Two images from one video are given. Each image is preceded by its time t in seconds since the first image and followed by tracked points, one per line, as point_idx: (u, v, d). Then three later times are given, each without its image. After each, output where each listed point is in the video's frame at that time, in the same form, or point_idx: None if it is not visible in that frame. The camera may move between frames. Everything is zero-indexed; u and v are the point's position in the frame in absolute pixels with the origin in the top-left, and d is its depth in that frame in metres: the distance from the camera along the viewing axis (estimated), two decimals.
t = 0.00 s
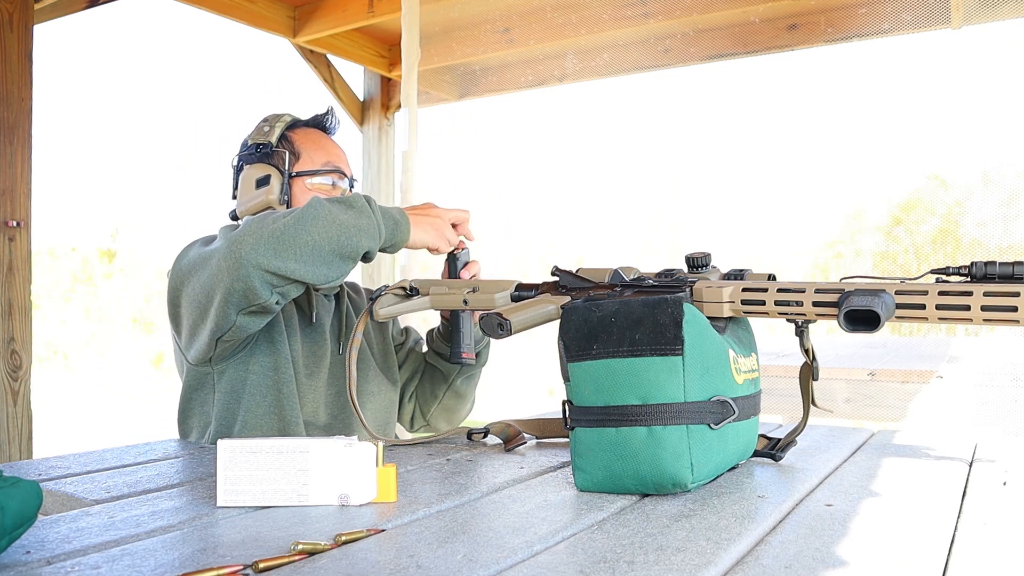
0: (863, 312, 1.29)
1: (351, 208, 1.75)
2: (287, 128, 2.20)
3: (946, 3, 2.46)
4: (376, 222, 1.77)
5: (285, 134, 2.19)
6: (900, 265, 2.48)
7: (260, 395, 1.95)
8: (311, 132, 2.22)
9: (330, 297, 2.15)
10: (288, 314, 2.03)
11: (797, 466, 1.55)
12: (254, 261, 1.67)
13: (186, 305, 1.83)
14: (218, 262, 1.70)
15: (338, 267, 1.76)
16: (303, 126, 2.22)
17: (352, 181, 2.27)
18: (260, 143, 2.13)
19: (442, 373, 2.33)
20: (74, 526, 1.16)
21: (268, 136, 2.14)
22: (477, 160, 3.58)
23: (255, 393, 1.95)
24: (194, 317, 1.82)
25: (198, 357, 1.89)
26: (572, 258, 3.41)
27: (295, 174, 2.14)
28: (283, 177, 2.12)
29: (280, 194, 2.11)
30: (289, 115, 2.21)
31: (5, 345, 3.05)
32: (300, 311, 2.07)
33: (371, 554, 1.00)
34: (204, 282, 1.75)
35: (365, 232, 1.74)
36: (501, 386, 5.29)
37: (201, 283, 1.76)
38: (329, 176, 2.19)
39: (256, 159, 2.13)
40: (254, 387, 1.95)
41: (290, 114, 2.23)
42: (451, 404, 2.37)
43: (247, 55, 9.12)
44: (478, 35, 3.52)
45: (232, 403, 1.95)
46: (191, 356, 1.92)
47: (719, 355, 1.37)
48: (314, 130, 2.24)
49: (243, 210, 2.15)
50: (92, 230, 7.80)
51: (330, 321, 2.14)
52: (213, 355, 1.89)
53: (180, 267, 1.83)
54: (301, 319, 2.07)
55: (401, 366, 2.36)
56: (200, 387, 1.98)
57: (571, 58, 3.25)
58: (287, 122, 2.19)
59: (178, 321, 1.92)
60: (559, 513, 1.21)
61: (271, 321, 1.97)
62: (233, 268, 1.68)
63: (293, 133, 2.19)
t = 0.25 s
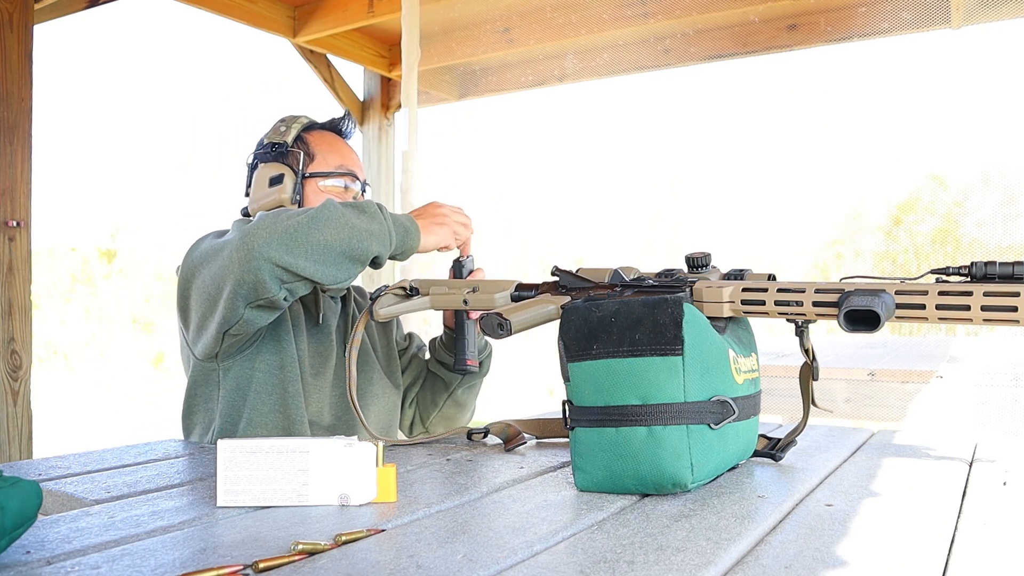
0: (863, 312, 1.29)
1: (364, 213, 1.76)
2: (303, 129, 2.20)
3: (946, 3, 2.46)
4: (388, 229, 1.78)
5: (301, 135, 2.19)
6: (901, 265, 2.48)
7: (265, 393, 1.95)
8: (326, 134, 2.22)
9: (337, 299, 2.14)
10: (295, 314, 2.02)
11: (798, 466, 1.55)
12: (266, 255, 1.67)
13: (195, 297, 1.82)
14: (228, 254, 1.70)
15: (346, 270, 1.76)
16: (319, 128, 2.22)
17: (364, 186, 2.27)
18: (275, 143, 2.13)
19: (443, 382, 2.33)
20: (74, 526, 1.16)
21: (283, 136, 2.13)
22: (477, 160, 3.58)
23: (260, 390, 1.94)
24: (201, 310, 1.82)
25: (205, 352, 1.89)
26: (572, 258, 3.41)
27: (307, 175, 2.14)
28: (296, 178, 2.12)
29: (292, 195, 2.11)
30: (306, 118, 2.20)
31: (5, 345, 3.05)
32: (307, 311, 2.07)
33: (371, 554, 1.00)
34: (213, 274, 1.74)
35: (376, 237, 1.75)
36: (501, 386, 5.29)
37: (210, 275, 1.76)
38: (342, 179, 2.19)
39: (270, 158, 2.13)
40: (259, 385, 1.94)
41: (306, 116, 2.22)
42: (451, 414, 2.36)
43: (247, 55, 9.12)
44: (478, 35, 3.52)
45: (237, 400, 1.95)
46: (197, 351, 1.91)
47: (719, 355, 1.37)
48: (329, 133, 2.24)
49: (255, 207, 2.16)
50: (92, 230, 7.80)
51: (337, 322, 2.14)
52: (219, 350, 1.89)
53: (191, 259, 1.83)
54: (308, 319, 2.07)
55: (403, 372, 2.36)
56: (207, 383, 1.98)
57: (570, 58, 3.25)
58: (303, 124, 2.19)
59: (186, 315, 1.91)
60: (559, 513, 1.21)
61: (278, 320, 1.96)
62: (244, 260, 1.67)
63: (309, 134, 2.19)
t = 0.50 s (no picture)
0: (863, 312, 1.29)
1: (378, 220, 1.77)
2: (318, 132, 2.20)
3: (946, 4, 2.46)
4: (400, 238, 1.79)
5: (315, 138, 2.18)
6: (900, 265, 2.47)
7: (270, 389, 1.95)
8: (340, 139, 2.22)
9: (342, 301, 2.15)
10: (302, 313, 2.03)
11: (797, 466, 1.55)
12: (278, 249, 1.67)
13: (205, 288, 1.82)
14: (240, 244, 1.70)
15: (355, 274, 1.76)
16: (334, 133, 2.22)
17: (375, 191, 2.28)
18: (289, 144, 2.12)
19: (445, 385, 2.34)
20: (74, 526, 1.16)
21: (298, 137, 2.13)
22: (476, 160, 3.58)
23: (266, 387, 1.94)
24: (210, 301, 1.81)
25: (212, 345, 1.89)
26: (572, 258, 3.43)
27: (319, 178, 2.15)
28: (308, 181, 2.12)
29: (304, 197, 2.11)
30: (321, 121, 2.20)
31: (5, 345, 3.05)
32: (313, 312, 2.08)
33: (371, 554, 1.00)
34: (224, 264, 1.74)
35: (388, 244, 1.76)
36: (501, 385, 5.29)
37: (221, 265, 1.75)
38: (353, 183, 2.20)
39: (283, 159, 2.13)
40: (264, 381, 1.94)
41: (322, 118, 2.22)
42: (452, 418, 2.37)
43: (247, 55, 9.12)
44: (478, 35, 3.52)
45: (242, 396, 1.94)
46: (205, 344, 1.91)
47: (719, 356, 1.37)
48: (343, 138, 2.25)
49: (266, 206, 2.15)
50: (91, 230, 7.80)
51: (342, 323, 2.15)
52: (226, 344, 1.89)
53: (204, 250, 1.83)
54: (314, 320, 2.08)
55: (407, 374, 2.36)
56: (211, 378, 1.98)
57: (570, 58, 3.25)
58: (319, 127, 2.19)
59: (195, 308, 1.91)
60: (559, 513, 1.21)
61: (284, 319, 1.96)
62: (255, 250, 1.67)
63: (324, 138, 2.20)
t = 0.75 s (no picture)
0: (863, 312, 1.29)
1: (386, 224, 1.78)
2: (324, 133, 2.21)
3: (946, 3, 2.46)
4: (406, 242, 1.79)
5: (321, 139, 2.19)
6: (900, 265, 2.46)
7: (274, 388, 1.95)
8: (345, 141, 2.23)
9: (347, 302, 2.17)
10: (306, 313, 2.03)
11: (797, 466, 1.55)
12: (284, 246, 1.67)
13: (210, 282, 1.81)
14: (247, 238, 1.70)
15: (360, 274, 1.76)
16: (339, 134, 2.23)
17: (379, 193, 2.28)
18: (295, 145, 2.13)
19: (446, 387, 2.34)
20: (73, 526, 1.16)
21: (304, 138, 2.13)
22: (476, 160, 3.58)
23: (269, 385, 1.95)
24: (215, 296, 1.81)
25: (216, 342, 1.89)
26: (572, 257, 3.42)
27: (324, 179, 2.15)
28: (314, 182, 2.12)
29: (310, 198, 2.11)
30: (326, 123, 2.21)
31: (5, 345, 3.05)
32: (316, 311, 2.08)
33: (371, 554, 1.00)
34: (230, 258, 1.74)
35: (394, 248, 1.76)
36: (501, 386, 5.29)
37: (226, 259, 1.75)
38: (357, 185, 2.21)
39: (288, 159, 2.13)
40: (268, 379, 1.94)
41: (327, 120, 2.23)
42: (454, 419, 2.37)
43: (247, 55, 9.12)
44: (478, 35, 3.52)
45: (245, 393, 1.94)
46: (209, 340, 1.90)
47: (719, 356, 1.37)
48: (348, 140, 2.25)
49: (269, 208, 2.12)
50: (92, 229, 7.81)
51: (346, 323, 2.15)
52: (230, 341, 1.88)
53: (210, 242, 1.82)
54: (317, 319, 2.08)
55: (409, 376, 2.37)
56: (214, 375, 1.97)
57: (570, 58, 3.25)
58: (325, 128, 2.19)
59: (199, 304, 1.91)
60: (559, 513, 1.21)
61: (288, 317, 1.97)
62: (261, 245, 1.67)
63: (329, 140, 2.21)
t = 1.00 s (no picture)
0: (863, 312, 1.29)
1: (387, 227, 1.78)
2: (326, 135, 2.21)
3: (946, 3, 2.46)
4: (408, 246, 1.79)
5: (323, 141, 2.19)
6: (900, 266, 2.45)
7: (275, 388, 1.95)
8: (348, 142, 2.23)
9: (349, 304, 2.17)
10: (308, 313, 2.03)
11: (797, 466, 1.55)
12: (285, 249, 1.67)
13: (211, 284, 1.81)
14: (248, 241, 1.70)
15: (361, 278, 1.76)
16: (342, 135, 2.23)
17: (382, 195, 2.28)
18: (296, 146, 2.13)
19: (446, 389, 2.34)
20: (73, 526, 1.16)
21: (305, 140, 2.14)
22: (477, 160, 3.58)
23: (270, 385, 1.94)
24: (216, 298, 1.80)
25: (218, 343, 1.88)
26: (572, 258, 3.32)
27: (325, 180, 2.15)
28: (314, 183, 2.13)
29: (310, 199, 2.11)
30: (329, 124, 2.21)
31: (5, 345, 3.05)
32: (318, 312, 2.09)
33: (371, 554, 1.00)
34: (230, 260, 1.74)
35: (395, 251, 1.76)
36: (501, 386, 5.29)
37: (227, 262, 1.75)
38: (359, 186, 2.21)
39: (289, 161, 2.13)
40: (270, 379, 1.94)
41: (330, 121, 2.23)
42: (453, 421, 2.37)
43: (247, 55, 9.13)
44: (478, 35, 3.52)
45: (247, 393, 1.94)
46: (210, 341, 1.90)
47: (719, 356, 1.37)
48: (351, 141, 2.25)
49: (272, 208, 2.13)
50: (92, 229, 7.81)
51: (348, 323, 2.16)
52: (232, 341, 1.88)
53: (210, 245, 1.83)
54: (319, 320, 2.08)
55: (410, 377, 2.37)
56: (216, 376, 1.96)
57: (570, 58, 3.24)
58: (327, 129, 2.19)
59: (201, 304, 1.90)
60: (559, 513, 1.21)
61: (291, 318, 1.97)
62: (261, 248, 1.67)
63: (331, 141, 2.20)
